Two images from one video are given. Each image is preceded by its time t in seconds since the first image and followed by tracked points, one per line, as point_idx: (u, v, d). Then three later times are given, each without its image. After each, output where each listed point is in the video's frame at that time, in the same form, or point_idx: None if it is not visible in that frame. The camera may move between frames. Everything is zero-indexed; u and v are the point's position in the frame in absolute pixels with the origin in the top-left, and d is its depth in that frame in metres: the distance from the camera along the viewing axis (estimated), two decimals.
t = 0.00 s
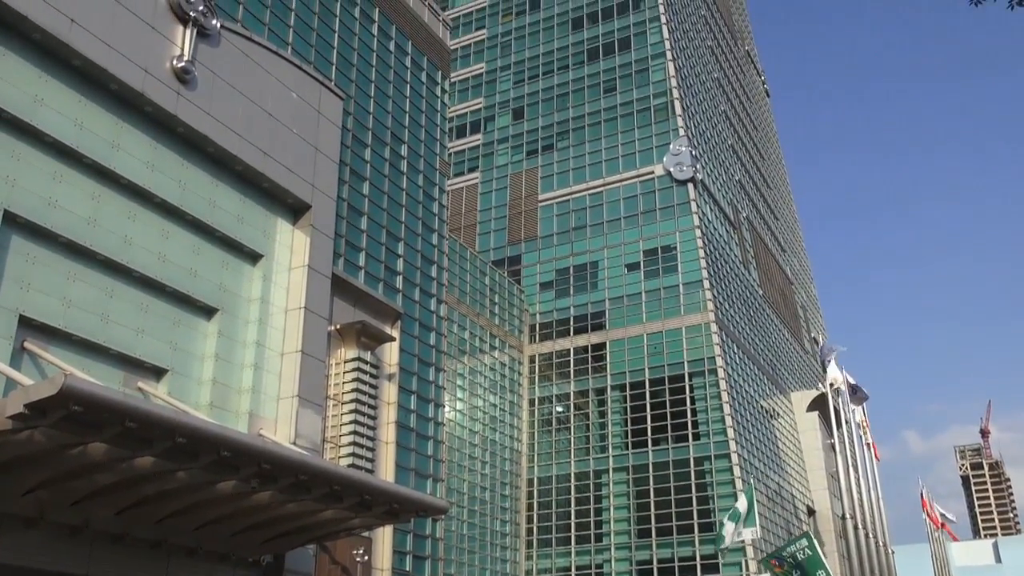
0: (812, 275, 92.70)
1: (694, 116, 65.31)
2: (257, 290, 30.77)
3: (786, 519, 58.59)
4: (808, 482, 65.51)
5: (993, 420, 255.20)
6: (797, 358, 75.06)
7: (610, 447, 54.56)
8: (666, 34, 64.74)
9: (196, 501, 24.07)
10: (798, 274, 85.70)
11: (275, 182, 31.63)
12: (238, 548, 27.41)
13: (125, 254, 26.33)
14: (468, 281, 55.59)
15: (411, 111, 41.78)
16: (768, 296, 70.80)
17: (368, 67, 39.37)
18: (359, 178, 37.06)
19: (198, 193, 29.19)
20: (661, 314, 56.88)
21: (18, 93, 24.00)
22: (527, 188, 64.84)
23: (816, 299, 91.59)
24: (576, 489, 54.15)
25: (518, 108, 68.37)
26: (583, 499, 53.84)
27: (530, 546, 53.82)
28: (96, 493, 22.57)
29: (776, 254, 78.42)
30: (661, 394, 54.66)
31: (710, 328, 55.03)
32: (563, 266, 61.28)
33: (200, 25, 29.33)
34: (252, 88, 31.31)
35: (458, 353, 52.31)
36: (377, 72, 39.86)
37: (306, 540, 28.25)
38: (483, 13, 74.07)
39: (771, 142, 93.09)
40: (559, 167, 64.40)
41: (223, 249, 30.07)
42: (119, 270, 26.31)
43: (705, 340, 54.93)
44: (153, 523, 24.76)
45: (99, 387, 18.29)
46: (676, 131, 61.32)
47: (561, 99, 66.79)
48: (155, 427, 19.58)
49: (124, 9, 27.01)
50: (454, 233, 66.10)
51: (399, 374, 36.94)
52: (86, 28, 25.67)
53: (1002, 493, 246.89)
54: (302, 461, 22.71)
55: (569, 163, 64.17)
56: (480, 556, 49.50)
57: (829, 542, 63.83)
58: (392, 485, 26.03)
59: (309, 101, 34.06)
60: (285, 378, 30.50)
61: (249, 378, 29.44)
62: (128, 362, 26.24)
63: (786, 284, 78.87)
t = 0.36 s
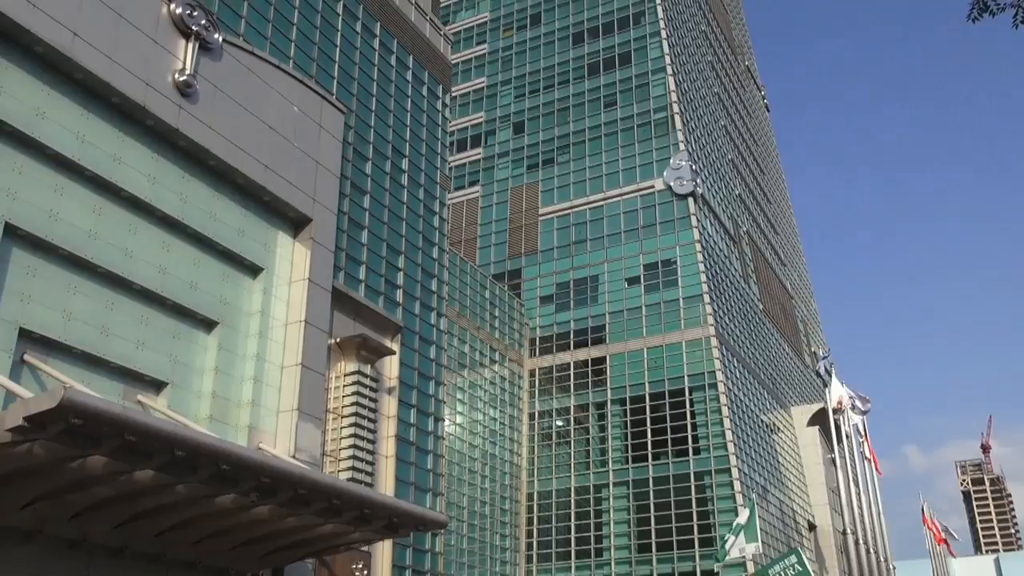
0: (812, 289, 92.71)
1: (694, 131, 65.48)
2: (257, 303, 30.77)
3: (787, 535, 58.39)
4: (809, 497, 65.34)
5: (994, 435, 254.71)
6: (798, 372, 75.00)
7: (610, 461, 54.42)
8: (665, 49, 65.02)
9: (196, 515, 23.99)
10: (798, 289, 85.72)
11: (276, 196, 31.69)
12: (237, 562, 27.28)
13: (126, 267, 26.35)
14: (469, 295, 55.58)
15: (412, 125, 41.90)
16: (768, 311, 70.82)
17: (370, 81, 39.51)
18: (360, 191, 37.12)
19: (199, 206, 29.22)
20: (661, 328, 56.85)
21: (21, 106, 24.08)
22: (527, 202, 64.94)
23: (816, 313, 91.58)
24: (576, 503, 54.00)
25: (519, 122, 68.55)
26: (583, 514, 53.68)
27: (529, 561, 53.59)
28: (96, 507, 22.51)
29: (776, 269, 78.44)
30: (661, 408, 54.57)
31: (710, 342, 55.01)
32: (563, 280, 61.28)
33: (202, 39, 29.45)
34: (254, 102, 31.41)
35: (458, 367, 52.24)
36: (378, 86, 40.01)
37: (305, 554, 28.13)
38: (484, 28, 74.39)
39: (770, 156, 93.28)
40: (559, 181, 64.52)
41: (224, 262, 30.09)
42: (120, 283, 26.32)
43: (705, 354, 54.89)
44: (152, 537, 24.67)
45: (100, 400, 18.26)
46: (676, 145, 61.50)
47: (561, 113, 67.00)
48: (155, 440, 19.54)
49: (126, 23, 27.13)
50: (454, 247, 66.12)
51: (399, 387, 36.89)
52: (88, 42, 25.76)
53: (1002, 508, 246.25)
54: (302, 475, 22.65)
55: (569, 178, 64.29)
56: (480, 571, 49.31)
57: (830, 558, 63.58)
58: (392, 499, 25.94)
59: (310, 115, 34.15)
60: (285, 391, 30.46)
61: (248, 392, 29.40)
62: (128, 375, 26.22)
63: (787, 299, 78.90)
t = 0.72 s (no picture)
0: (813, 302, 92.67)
1: (695, 144, 65.61)
2: (257, 315, 30.76)
3: (788, 549, 58.22)
4: (810, 511, 65.18)
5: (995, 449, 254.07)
6: (798, 386, 74.91)
7: (610, 474, 54.29)
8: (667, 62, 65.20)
9: (194, 527, 23.92)
10: (799, 302, 85.69)
11: (277, 207, 31.72)
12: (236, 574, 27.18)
13: (127, 278, 26.36)
14: (469, 307, 55.58)
15: (413, 136, 41.98)
16: (769, 324, 70.77)
17: (371, 93, 39.62)
18: (361, 203, 37.15)
19: (200, 217, 29.24)
20: (661, 341, 56.81)
21: (23, 117, 24.14)
22: (527, 214, 65.00)
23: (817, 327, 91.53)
24: (576, 516, 53.83)
25: (520, 134, 68.67)
26: (583, 527, 53.51)
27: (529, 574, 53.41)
28: (94, 518, 22.44)
29: (777, 282, 78.43)
30: (661, 421, 54.46)
31: (711, 355, 54.95)
32: (564, 292, 61.27)
33: (204, 50, 29.56)
34: (255, 113, 31.48)
35: (459, 379, 52.15)
36: (380, 98, 40.12)
37: (304, 566, 28.02)
38: (485, 40, 74.68)
39: (771, 170, 93.38)
40: (560, 194, 64.60)
41: (225, 273, 30.10)
42: (120, 294, 26.33)
43: (706, 367, 54.82)
44: (151, 549, 24.59)
45: (99, 411, 18.22)
46: (677, 158, 61.62)
47: (562, 126, 67.15)
48: (154, 451, 19.48)
49: (129, 35, 27.22)
50: (455, 259, 66.09)
51: (399, 399, 36.84)
52: (90, 52, 25.83)
53: (1003, 523, 245.51)
54: (301, 487, 22.58)
55: (570, 190, 64.37)
56: None
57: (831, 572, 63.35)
58: (391, 511, 25.86)
59: (312, 126, 34.22)
60: (284, 403, 30.42)
61: (248, 403, 29.36)
62: (127, 385, 26.19)
63: (788, 312, 78.87)
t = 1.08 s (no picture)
0: (814, 316, 92.63)
1: (696, 158, 65.72)
2: (258, 328, 30.78)
3: (789, 563, 58.02)
4: (812, 525, 65.03)
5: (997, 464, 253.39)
6: (800, 399, 74.82)
7: (611, 488, 54.13)
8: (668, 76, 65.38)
9: (194, 540, 23.84)
10: (800, 316, 85.65)
11: (279, 220, 31.77)
12: None
13: (128, 290, 26.37)
14: (471, 320, 55.57)
15: (415, 150, 42.08)
16: (770, 337, 70.71)
17: (373, 106, 39.75)
18: (363, 216, 37.18)
19: (201, 229, 29.27)
20: (663, 354, 56.77)
21: (25, 130, 24.19)
22: (528, 227, 65.08)
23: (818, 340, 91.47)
24: (577, 530, 53.67)
25: (522, 147, 68.81)
26: (584, 541, 53.35)
27: None
28: (93, 531, 22.37)
29: (778, 296, 78.39)
30: (663, 435, 54.35)
31: (712, 368, 54.89)
32: (565, 305, 61.26)
33: (207, 64, 29.67)
34: (257, 127, 31.56)
35: (459, 393, 52.06)
36: (381, 111, 40.24)
37: None
38: (487, 54, 74.99)
39: (772, 183, 93.50)
40: (561, 206, 64.69)
41: (226, 286, 30.13)
42: (122, 307, 26.33)
43: (707, 380, 54.76)
44: (151, 562, 24.49)
45: (100, 423, 18.19)
46: (678, 172, 61.72)
47: (563, 139, 67.31)
48: (154, 464, 19.44)
49: (131, 48, 27.32)
50: (455, 272, 66.03)
51: (400, 412, 36.79)
52: (93, 66, 25.92)
53: (1006, 537, 244.70)
54: (302, 500, 22.49)
55: (571, 203, 64.46)
56: None
57: None
58: (392, 525, 25.79)
59: (314, 140, 34.31)
60: (285, 416, 30.39)
61: (249, 417, 29.33)
62: (128, 399, 26.17)
63: (789, 326, 78.82)
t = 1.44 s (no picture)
0: (817, 329, 92.53)
1: (698, 171, 65.77)
2: (260, 341, 30.77)
3: None
4: (814, 540, 64.79)
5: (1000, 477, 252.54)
6: (803, 413, 74.66)
7: (613, 502, 53.95)
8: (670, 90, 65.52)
9: (194, 554, 23.75)
10: (803, 329, 85.58)
11: (281, 234, 31.80)
12: None
13: (130, 303, 26.37)
14: (472, 333, 55.56)
15: (417, 163, 42.17)
16: (773, 351, 70.58)
17: (375, 119, 39.86)
18: (365, 229, 37.22)
19: (203, 243, 29.31)
20: (664, 367, 56.70)
21: (28, 144, 24.25)
22: (530, 240, 65.12)
23: (820, 353, 91.36)
24: (579, 545, 53.50)
25: (523, 161, 68.91)
26: (586, 555, 53.18)
27: None
28: (93, 545, 22.27)
29: (780, 309, 78.33)
30: (665, 448, 54.18)
31: (714, 382, 54.79)
32: (567, 318, 61.22)
33: (209, 78, 29.78)
34: (260, 140, 31.64)
35: (461, 406, 51.99)
36: (384, 125, 40.34)
37: None
38: (489, 68, 75.26)
39: (773, 196, 93.55)
40: (563, 220, 64.76)
41: (228, 300, 30.13)
42: (123, 320, 26.33)
43: (709, 394, 54.65)
44: None
45: (101, 436, 18.14)
46: (680, 185, 61.78)
47: (565, 153, 67.44)
48: (155, 477, 19.39)
49: (134, 62, 27.41)
50: (457, 285, 65.97)
51: (401, 426, 36.72)
52: (96, 80, 26.01)
53: (1010, 552, 243.59)
54: (303, 514, 22.42)
55: (573, 216, 64.51)
56: None
57: None
58: (393, 539, 25.69)
59: (316, 153, 34.39)
60: (287, 429, 30.34)
61: (250, 430, 29.28)
62: (129, 412, 26.12)
63: (791, 339, 78.73)
